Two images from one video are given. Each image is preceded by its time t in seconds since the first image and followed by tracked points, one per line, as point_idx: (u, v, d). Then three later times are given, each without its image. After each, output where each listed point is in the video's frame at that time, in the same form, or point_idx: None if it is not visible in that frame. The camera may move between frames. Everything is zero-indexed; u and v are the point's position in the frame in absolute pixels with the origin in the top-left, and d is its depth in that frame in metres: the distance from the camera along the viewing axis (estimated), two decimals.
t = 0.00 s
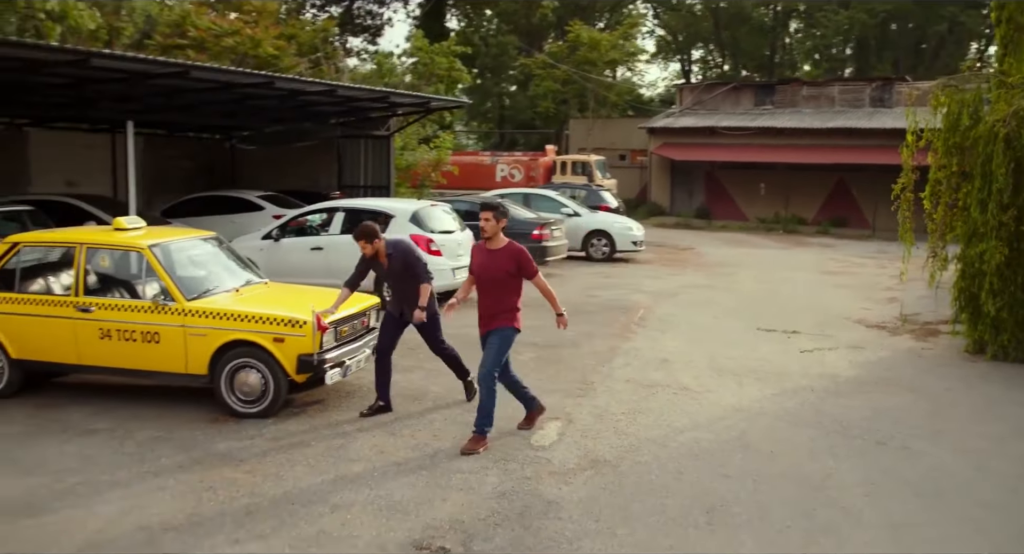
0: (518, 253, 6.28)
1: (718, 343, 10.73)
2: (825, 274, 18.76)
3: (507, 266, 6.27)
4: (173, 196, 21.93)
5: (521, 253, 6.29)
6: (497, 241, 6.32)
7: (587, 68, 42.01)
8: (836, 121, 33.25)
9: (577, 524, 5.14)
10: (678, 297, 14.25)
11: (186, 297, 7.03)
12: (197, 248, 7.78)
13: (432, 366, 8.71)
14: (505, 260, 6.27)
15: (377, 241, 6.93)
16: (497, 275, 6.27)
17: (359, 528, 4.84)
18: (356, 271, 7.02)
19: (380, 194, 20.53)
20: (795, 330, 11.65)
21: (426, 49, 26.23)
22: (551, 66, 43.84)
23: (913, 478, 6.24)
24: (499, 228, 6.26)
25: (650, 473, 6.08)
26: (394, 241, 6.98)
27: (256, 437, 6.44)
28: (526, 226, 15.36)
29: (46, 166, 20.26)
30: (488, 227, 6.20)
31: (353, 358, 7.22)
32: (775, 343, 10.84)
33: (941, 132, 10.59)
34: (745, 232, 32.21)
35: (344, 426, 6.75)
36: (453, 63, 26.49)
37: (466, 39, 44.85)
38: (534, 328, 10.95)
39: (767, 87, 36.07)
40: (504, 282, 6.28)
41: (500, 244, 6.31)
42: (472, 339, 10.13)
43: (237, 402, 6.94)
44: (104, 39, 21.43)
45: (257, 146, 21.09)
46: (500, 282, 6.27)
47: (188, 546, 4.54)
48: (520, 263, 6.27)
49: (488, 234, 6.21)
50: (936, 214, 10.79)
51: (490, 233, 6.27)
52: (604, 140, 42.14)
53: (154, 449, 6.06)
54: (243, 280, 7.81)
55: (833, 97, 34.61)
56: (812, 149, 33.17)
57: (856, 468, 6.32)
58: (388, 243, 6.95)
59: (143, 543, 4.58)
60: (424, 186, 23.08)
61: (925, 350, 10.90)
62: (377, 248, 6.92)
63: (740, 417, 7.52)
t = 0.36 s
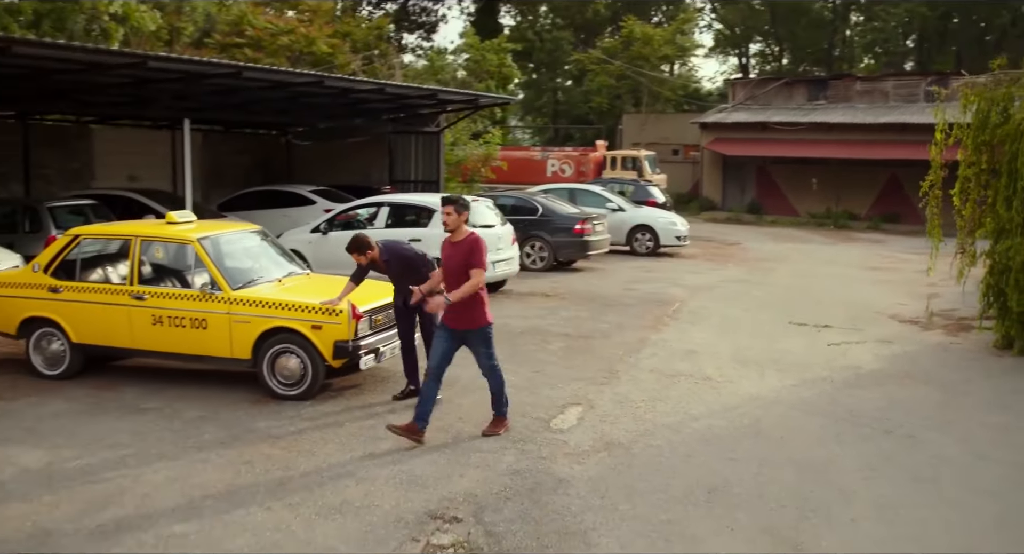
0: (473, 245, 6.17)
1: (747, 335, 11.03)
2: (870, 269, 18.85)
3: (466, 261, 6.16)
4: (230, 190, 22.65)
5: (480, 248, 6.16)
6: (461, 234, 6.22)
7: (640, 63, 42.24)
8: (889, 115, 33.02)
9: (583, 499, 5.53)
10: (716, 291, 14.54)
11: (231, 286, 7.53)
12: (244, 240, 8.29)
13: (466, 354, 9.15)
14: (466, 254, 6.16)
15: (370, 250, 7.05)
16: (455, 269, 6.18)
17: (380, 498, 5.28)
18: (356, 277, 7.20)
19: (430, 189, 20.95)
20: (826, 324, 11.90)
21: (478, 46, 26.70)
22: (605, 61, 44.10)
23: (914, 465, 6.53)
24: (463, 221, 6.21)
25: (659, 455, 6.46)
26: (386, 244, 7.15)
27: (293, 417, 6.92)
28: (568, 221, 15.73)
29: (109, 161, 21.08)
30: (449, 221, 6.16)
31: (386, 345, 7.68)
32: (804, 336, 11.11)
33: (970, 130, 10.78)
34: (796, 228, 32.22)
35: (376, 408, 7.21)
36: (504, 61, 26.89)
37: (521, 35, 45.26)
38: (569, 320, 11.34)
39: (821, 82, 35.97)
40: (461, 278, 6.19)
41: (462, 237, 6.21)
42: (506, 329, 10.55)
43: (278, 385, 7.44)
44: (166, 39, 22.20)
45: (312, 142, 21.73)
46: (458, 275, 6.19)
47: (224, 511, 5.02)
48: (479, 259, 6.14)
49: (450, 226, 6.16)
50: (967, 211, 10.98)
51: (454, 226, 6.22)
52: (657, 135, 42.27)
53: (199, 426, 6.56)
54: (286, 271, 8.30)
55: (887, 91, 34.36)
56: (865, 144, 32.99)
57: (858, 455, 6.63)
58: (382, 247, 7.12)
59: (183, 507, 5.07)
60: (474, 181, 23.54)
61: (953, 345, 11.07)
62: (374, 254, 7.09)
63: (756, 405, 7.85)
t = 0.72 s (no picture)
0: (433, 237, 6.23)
1: (780, 330, 11.28)
2: (917, 267, 18.86)
3: (424, 251, 6.22)
4: (287, 186, 23.32)
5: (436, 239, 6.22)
6: (418, 225, 6.27)
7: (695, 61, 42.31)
8: (947, 112, 32.69)
9: (597, 480, 5.90)
10: (757, 287, 14.76)
11: (277, 278, 8.01)
12: (290, 234, 8.75)
13: (502, 345, 9.54)
14: (423, 245, 6.22)
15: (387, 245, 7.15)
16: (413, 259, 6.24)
17: (406, 474, 5.70)
18: (386, 269, 7.34)
19: (481, 185, 21.30)
20: (861, 320, 12.08)
21: (532, 45, 27.04)
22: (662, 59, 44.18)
23: (922, 454, 6.77)
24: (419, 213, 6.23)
25: (675, 441, 6.80)
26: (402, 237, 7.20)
27: (332, 402, 7.37)
28: (612, 218, 16.03)
29: (173, 158, 21.85)
30: (407, 213, 6.18)
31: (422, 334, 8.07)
32: (838, 332, 11.32)
33: (1004, 129, 10.91)
34: (850, 226, 32.09)
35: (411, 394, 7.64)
36: (557, 59, 27.25)
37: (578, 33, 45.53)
38: (606, 314, 11.69)
39: (878, 79, 35.72)
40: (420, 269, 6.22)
41: (419, 228, 6.26)
42: (544, 322, 10.93)
43: (319, 371, 7.91)
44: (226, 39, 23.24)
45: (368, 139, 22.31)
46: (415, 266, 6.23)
47: (261, 483, 5.46)
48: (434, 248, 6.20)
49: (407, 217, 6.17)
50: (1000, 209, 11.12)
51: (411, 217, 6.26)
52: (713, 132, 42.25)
53: (245, 407, 7.03)
54: (330, 264, 8.74)
55: (946, 88, 34.00)
56: (921, 141, 32.72)
57: (868, 445, 6.89)
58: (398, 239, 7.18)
59: (225, 478, 5.53)
60: (525, 178, 23.92)
61: (986, 342, 11.19)
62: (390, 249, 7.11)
63: (777, 397, 8.13)
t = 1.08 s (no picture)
0: (396, 249, 6.36)
1: (825, 331, 11.47)
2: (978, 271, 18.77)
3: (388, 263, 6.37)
4: (354, 188, 23.96)
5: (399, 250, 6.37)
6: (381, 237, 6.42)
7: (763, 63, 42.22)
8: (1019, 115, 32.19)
9: (622, 467, 6.26)
10: (808, 289, 14.91)
11: (332, 276, 8.46)
12: (346, 233, 9.20)
13: (547, 343, 9.90)
14: (386, 257, 6.37)
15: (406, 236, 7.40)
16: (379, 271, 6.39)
17: (442, 458, 6.12)
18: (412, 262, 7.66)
19: (542, 188, 21.53)
20: (908, 323, 12.21)
21: (596, 49, 27.34)
22: (730, 61, 44.13)
23: (943, 451, 6.98)
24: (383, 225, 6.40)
25: (703, 434, 7.10)
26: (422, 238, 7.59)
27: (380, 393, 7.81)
28: (667, 221, 16.28)
29: (244, 160, 22.62)
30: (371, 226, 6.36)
31: (470, 330, 8.38)
32: (882, 334, 11.48)
33: None
34: (917, 229, 31.80)
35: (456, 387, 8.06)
36: (620, 63, 27.52)
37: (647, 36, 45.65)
38: (654, 314, 11.99)
39: (948, 80, 35.30)
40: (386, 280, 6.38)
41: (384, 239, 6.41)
42: (592, 321, 11.27)
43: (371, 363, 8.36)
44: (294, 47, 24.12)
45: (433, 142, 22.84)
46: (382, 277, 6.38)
47: (307, 463, 5.91)
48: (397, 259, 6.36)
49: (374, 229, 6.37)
50: None
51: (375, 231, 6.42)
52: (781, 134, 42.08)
53: (299, 395, 7.52)
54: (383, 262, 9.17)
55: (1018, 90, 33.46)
56: (991, 144, 32.30)
57: (892, 441, 7.12)
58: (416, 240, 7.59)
59: (275, 459, 5.99)
60: (587, 180, 24.22)
61: None
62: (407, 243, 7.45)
63: (810, 395, 8.39)
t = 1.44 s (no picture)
0: (363, 246, 6.52)
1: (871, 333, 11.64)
2: None
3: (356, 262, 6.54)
4: (420, 190, 24.51)
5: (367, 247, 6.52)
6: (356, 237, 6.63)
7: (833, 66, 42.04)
8: None
9: (650, 457, 6.59)
10: (861, 292, 15.01)
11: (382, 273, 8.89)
12: (399, 232, 9.62)
13: (594, 341, 10.24)
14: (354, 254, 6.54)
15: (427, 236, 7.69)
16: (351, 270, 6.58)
17: (478, 446, 6.52)
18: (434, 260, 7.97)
19: (602, 190, 21.87)
20: (957, 326, 12.30)
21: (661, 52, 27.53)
22: (801, 63, 43.95)
23: (965, 447, 7.19)
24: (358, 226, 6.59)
25: (734, 428, 7.41)
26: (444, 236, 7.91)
27: (428, 385, 8.24)
28: (722, 223, 16.49)
29: (313, 163, 23.32)
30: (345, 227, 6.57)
31: (513, 327, 8.81)
32: (929, 336, 11.59)
33: None
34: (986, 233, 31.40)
35: (500, 380, 8.45)
36: (685, 67, 27.69)
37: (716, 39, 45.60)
38: (702, 314, 12.27)
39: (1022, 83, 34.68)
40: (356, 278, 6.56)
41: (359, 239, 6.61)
42: (640, 320, 11.58)
43: (420, 358, 8.79)
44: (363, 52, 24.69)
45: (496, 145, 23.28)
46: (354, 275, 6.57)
47: (352, 447, 6.36)
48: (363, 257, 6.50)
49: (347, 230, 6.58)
50: None
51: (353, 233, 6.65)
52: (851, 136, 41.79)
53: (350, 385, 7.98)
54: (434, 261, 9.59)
55: None
56: None
57: (918, 438, 7.34)
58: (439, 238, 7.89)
59: (323, 443, 6.45)
60: (649, 183, 24.42)
61: None
62: (430, 244, 7.74)
63: (845, 393, 8.62)
